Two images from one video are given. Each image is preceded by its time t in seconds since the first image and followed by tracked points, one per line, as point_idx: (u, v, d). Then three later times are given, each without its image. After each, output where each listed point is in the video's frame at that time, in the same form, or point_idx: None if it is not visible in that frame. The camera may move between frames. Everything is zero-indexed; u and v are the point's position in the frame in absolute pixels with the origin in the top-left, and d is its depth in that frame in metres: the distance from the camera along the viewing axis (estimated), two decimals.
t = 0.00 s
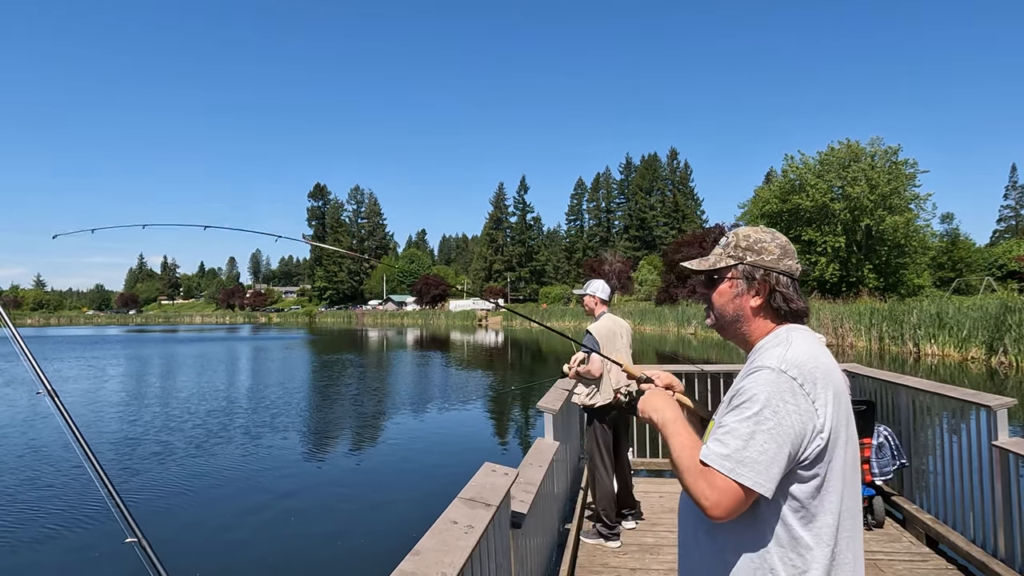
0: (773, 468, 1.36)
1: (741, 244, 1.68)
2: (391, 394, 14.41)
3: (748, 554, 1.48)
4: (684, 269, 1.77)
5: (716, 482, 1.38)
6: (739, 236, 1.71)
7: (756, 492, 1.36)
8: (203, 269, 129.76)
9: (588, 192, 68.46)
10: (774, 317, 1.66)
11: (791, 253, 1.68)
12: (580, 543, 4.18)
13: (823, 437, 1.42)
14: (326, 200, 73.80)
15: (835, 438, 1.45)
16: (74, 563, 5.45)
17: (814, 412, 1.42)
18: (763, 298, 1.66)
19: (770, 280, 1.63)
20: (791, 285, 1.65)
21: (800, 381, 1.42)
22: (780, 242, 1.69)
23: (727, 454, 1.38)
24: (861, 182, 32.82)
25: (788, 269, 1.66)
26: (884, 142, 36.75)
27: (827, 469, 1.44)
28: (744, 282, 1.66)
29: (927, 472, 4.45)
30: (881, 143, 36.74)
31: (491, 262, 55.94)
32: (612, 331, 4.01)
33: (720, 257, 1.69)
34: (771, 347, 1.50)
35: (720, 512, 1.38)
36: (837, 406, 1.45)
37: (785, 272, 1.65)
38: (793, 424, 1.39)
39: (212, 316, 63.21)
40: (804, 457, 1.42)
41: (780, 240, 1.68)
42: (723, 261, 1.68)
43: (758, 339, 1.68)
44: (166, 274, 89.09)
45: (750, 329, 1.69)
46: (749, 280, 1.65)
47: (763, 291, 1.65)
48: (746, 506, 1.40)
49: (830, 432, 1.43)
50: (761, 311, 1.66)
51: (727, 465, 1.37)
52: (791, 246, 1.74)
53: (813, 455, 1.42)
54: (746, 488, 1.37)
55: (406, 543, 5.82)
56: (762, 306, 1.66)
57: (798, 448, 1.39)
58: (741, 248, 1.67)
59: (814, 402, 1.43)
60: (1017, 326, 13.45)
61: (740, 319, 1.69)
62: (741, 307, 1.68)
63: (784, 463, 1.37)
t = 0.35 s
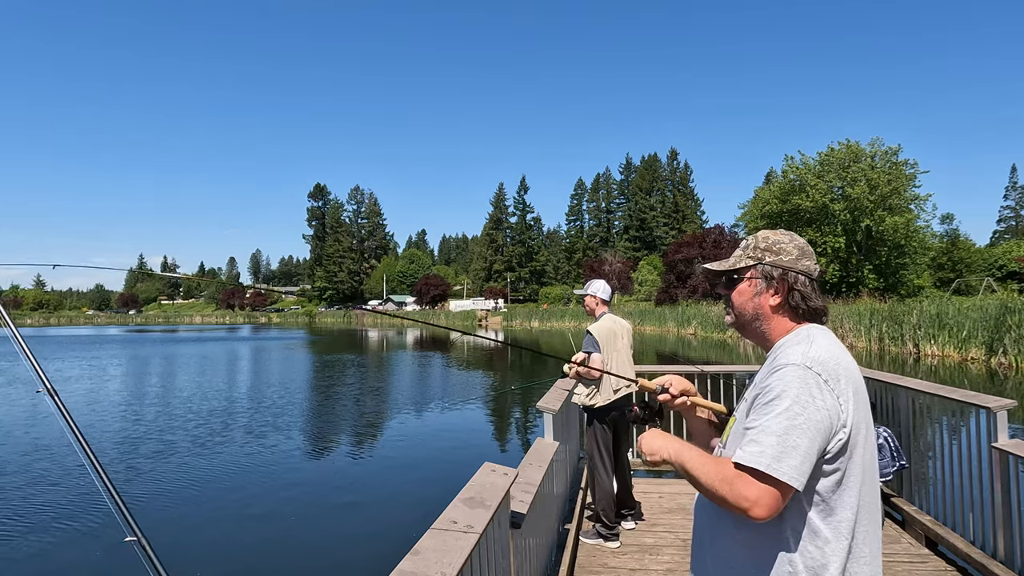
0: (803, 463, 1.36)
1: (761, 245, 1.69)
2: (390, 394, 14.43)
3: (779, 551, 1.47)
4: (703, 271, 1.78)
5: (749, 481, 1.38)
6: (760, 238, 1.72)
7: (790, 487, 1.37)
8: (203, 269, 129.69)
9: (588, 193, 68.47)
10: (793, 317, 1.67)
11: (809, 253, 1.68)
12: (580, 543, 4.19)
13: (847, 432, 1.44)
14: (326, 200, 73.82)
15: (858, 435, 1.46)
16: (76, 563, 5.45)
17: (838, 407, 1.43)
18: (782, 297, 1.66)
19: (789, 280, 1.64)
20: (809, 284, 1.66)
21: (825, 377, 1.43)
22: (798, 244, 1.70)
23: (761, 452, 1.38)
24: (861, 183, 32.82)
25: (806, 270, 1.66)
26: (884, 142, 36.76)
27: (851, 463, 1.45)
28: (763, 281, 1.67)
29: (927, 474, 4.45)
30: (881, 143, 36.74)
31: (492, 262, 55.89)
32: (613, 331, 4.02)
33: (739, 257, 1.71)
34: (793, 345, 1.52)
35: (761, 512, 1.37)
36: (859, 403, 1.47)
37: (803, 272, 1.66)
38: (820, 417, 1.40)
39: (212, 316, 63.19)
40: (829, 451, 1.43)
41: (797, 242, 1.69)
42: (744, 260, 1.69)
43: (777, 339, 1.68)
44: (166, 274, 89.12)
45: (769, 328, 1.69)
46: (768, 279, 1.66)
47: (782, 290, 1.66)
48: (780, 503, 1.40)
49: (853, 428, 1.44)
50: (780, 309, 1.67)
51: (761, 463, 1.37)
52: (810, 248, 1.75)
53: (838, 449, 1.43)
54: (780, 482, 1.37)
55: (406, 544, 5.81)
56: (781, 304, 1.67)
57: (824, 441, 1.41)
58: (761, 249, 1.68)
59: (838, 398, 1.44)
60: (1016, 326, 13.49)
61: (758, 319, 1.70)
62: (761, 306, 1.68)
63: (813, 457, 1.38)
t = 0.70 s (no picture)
0: (828, 466, 1.37)
1: (772, 246, 1.70)
2: (390, 394, 14.41)
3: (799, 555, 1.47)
4: (713, 270, 1.77)
5: (775, 488, 1.38)
6: (772, 239, 1.71)
7: (815, 492, 1.37)
8: (203, 268, 129.65)
9: (588, 193, 68.43)
10: (805, 318, 1.67)
11: (820, 253, 1.69)
12: (579, 543, 4.19)
13: (864, 436, 1.45)
14: (326, 201, 73.83)
15: (873, 438, 1.47)
16: (76, 563, 5.45)
17: (857, 410, 1.44)
18: (793, 297, 1.66)
19: (800, 281, 1.64)
20: (820, 285, 1.66)
21: (843, 380, 1.44)
22: (807, 244, 1.70)
23: (787, 455, 1.38)
24: (861, 183, 32.80)
25: (817, 270, 1.67)
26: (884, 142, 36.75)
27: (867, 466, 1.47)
28: (775, 282, 1.67)
29: (927, 474, 4.44)
30: (881, 143, 36.72)
31: (492, 262, 55.80)
32: (614, 330, 4.03)
33: (751, 258, 1.71)
34: (810, 347, 1.52)
35: (788, 517, 1.37)
36: (876, 405, 1.48)
37: (814, 272, 1.66)
38: (842, 420, 1.40)
39: (212, 316, 63.19)
40: (848, 453, 1.44)
41: (809, 243, 1.69)
42: (755, 261, 1.69)
43: (789, 339, 1.68)
44: (166, 274, 89.13)
45: (780, 328, 1.69)
46: (780, 280, 1.66)
47: (794, 290, 1.66)
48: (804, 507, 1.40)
49: (871, 431, 1.45)
50: (791, 310, 1.67)
51: (788, 467, 1.37)
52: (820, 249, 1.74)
53: (856, 451, 1.44)
54: (804, 485, 1.37)
55: (405, 544, 5.81)
56: (792, 305, 1.67)
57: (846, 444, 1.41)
58: (772, 250, 1.68)
59: (855, 400, 1.45)
60: (1016, 327, 13.49)
61: (769, 318, 1.70)
62: (771, 306, 1.68)
63: (836, 459, 1.38)
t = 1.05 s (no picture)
0: (826, 472, 1.37)
1: (769, 245, 1.70)
2: (389, 394, 14.40)
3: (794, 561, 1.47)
4: (710, 269, 1.77)
5: (769, 488, 1.38)
6: (769, 238, 1.71)
7: (812, 497, 1.37)
8: (203, 268, 129.69)
9: (588, 193, 68.44)
10: (800, 319, 1.67)
11: (818, 255, 1.68)
12: (579, 543, 4.19)
13: (861, 441, 1.45)
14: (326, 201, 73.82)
15: (870, 443, 1.47)
16: (76, 562, 5.45)
17: (853, 414, 1.44)
18: (788, 299, 1.67)
19: (797, 282, 1.64)
20: (817, 286, 1.67)
21: (841, 385, 1.44)
22: (806, 245, 1.69)
23: (779, 463, 1.38)
24: (861, 183, 32.79)
25: (814, 271, 1.67)
26: (885, 143, 36.77)
27: (866, 470, 1.46)
28: (772, 282, 1.67)
29: (927, 475, 4.44)
30: (882, 144, 36.75)
31: (492, 262, 55.77)
32: (613, 331, 4.03)
33: (748, 258, 1.71)
34: (807, 351, 1.52)
35: (779, 523, 1.37)
36: (873, 409, 1.48)
37: (811, 272, 1.66)
38: (838, 426, 1.41)
39: (212, 315, 63.20)
40: (846, 459, 1.43)
41: (806, 243, 1.69)
42: (751, 261, 1.69)
43: (786, 341, 1.68)
44: (166, 274, 89.08)
45: (776, 330, 1.69)
46: (777, 280, 1.66)
47: (790, 291, 1.66)
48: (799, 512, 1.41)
49: (868, 435, 1.45)
50: (787, 312, 1.67)
51: (783, 474, 1.37)
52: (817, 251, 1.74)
53: (855, 456, 1.44)
54: (799, 492, 1.37)
55: (405, 544, 5.80)
56: (788, 306, 1.67)
57: (843, 450, 1.41)
58: (769, 250, 1.68)
59: (852, 404, 1.45)
60: (1017, 328, 13.49)
61: (765, 321, 1.70)
62: (767, 308, 1.69)
63: (832, 466, 1.39)
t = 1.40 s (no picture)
0: (798, 471, 1.39)
1: (773, 244, 1.69)
2: (389, 394, 14.36)
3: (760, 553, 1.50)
4: (711, 262, 1.77)
5: (733, 479, 1.40)
6: (773, 236, 1.71)
7: (778, 493, 1.39)
8: (203, 268, 129.77)
9: (588, 193, 68.46)
10: (799, 320, 1.67)
11: (822, 257, 1.68)
12: (580, 543, 4.19)
13: (848, 442, 1.43)
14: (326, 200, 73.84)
15: (856, 447, 1.45)
16: (75, 562, 5.43)
17: (839, 415, 1.43)
18: (789, 300, 1.66)
19: (798, 283, 1.64)
20: (817, 289, 1.66)
21: (826, 385, 1.43)
22: (811, 246, 1.69)
23: (747, 455, 1.41)
24: (861, 183, 32.77)
25: (817, 273, 1.66)
26: (885, 143, 36.77)
27: (852, 472, 1.45)
28: (774, 280, 1.66)
29: (927, 474, 4.44)
30: (882, 144, 36.76)
31: (492, 262, 55.73)
32: (613, 330, 4.01)
33: (751, 254, 1.69)
34: (796, 350, 1.51)
35: (730, 509, 1.40)
36: (862, 412, 1.46)
37: (814, 275, 1.66)
38: (818, 427, 1.40)
39: (212, 315, 63.23)
40: (828, 460, 1.43)
41: (811, 244, 1.69)
42: (753, 258, 1.68)
43: (781, 341, 1.68)
44: (166, 274, 89.04)
45: (773, 330, 1.69)
46: (778, 280, 1.66)
47: (791, 292, 1.66)
48: (759, 502, 1.44)
49: (854, 437, 1.44)
50: (786, 312, 1.67)
51: (749, 467, 1.40)
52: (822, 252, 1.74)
53: (837, 458, 1.43)
54: (769, 487, 1.40)
55: (405, 544, 5.78)
56: (788, 308, 1.67)
57: (822, 452, 1.41)
58: (774, 247, 1.67)
59: (838, 404, 1.44)
60: (1017, 328, 13.48)
61: (762, 320, 1.70)
62: (767, 307, 1.68)
63: (809, 466, 1.39)
